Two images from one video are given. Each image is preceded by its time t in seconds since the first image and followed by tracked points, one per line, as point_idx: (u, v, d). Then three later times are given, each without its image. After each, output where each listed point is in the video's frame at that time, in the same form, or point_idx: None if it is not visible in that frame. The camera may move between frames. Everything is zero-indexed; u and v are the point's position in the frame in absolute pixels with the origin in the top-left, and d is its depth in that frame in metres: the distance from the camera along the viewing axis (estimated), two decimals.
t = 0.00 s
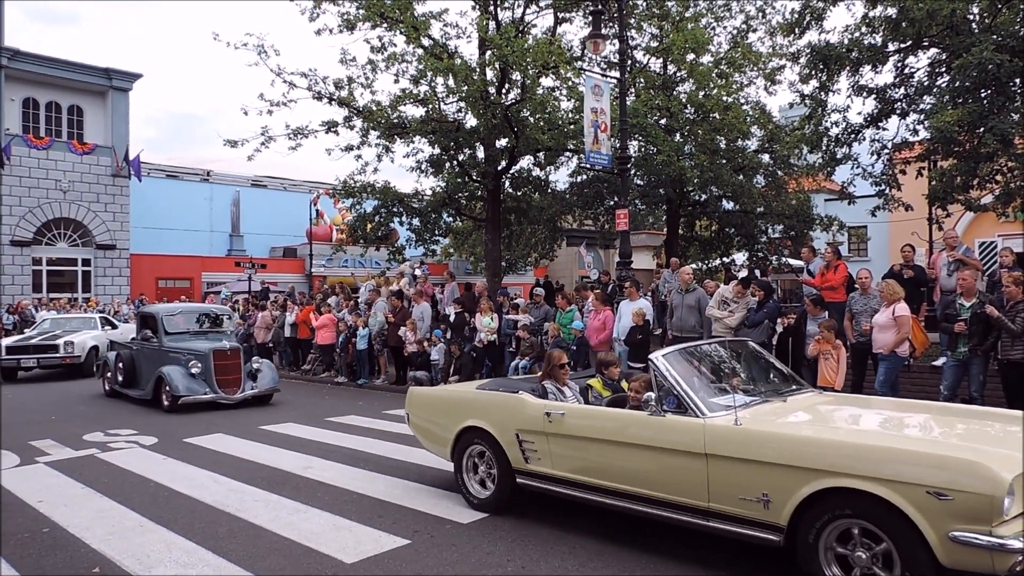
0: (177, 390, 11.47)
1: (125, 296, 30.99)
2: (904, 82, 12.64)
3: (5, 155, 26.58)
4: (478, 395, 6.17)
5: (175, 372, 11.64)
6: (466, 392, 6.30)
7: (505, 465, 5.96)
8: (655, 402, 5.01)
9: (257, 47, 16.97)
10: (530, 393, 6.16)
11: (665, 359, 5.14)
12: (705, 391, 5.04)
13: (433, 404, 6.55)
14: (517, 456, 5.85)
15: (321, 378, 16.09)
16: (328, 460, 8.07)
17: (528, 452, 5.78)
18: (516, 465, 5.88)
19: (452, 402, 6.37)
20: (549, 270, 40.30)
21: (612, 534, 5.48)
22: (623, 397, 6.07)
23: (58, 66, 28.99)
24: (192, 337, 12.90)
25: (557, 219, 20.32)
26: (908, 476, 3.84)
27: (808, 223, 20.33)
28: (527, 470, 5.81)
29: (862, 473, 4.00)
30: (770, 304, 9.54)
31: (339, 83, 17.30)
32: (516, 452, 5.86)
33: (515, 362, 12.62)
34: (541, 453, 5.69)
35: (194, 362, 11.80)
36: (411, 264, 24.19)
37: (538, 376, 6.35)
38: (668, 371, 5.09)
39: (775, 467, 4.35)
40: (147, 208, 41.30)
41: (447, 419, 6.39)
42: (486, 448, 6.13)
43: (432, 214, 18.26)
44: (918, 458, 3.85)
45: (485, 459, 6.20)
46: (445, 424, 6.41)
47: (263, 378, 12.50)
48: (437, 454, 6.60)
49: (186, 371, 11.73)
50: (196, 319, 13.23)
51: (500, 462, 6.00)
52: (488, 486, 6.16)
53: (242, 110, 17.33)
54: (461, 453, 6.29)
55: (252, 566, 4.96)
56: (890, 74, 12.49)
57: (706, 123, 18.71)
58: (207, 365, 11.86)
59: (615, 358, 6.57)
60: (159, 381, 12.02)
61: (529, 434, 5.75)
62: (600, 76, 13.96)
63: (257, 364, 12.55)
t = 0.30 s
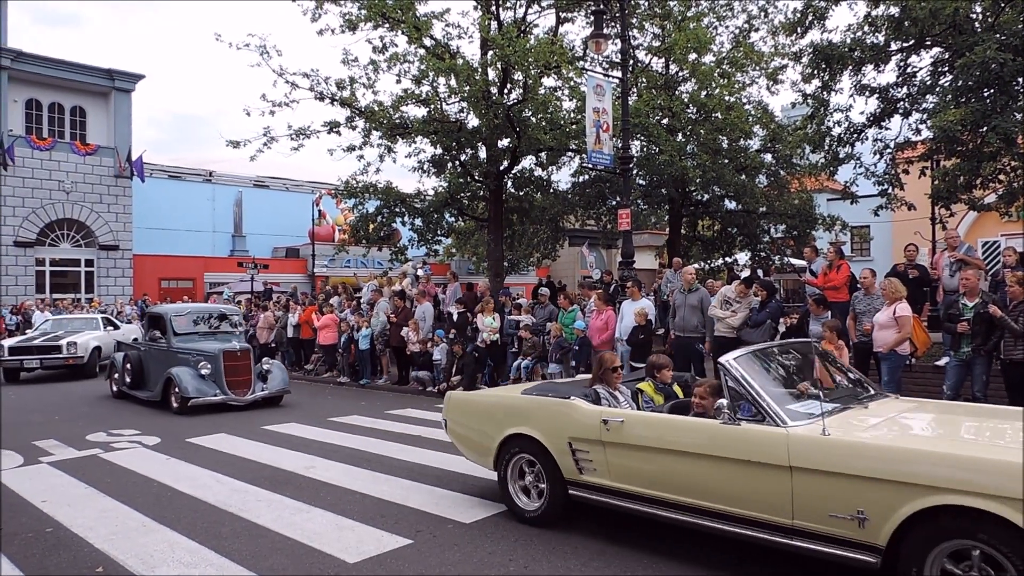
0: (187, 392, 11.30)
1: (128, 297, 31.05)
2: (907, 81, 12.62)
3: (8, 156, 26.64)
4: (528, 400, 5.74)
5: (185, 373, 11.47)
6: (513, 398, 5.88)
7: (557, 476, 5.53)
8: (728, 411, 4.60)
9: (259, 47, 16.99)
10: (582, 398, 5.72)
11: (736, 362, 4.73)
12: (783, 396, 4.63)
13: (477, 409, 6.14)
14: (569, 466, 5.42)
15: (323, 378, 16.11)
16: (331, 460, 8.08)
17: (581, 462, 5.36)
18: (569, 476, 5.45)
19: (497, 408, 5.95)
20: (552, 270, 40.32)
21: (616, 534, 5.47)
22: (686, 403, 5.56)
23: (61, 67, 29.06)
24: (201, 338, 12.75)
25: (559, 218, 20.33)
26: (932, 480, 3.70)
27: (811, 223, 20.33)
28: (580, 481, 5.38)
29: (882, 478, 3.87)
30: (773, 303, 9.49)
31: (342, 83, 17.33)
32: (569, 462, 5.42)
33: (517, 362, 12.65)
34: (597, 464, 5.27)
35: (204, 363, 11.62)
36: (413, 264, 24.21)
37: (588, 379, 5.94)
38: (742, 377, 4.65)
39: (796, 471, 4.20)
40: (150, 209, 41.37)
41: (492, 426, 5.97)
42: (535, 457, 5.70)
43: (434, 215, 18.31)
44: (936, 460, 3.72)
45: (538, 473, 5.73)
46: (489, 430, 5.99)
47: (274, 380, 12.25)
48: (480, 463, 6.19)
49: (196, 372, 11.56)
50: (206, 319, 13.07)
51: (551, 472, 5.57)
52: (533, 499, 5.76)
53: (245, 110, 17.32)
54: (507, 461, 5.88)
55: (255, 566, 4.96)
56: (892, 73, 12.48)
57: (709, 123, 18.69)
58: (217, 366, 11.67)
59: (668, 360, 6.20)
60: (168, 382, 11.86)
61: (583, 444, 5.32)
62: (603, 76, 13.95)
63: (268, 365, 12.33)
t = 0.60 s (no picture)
0: (196, 393, 11.10)
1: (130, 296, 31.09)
2: (910, 80, 12.60)
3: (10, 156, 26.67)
4: (575, 404, 5.43)
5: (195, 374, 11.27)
6: (558, 401, 5.57)
7: (605, 485, 5.21)
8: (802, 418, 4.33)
9: (261, 47, 16.99)
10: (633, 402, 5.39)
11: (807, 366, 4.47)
12: (860, 402, 4.35)
13: (518, 414, 5.81)
14: (619, 476, 5.12)
15: (325, 377, 16.13)
16: (334, 459, 8.09)
17: (632, 471, 5.06)
18: (619, 486, 5.15)
19: (541, 412, 5.63)
20: (554, 270, 40.32)
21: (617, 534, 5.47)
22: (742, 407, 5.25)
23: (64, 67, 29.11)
24: (209, 338, 12.53)
25: (561, 218, 20.33)
26: (929, 481, 3.75)
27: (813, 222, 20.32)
28: (632, 492, 5.08)
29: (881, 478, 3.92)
30: (774, 302, 9.42)
31: (343, 83, 17.33)
32: (620, 471, 5.11)
33: (519, 362, 12.71)
34: (650, 473, 4.97)
35: (213, 363, 11.38)
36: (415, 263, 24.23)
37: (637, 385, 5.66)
38: (819, 384, 4.39)
39: (797, 472, 4.24)
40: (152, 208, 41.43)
41: (534, 431, 5.65)
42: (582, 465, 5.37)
43: (436, 214, 18.34)
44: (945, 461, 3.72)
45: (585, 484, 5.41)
46: (530, 437, 5.68)
47: (283, 380, 12.08)
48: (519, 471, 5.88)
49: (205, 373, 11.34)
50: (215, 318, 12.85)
51: (598, 481, 5.25)
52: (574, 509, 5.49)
53: (247, 109, 17.30)
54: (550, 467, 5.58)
55: (257, 565, 4.97)
56: (895, 73, 12.46)
57: (711, 122, 18.65)
58: (226, 367, 11.43)
59: (717, 363, 5.86)
60: (177, 382, 11.67)
61: (636, 452, 5.03)
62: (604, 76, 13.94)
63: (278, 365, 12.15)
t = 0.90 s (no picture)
0: (207, 395, 10.94)
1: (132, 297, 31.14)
2: (912, 78, 12.57)
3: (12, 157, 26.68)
4: (633, 410, 5.02)
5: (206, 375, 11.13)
6: (610, 407, 5.17)
7: (667, 497, 4.81)
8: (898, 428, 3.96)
9: (262, 47, 16.98)
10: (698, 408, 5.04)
11: (898, 369, 4.14)
12: (961, 410, 3.99)
13: (567, 421, 5.41)
14: (684, 488, 4.71)
15: (327, 377, 16.15)
16: (337, 459, 8.09)
17: (697, 483, 4.66)
18: (684, 499, 4.73)
19: (593, 419, 5.23)
20: (556, 269, 40.34)
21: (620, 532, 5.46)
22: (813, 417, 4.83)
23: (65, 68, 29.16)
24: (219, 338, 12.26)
25: (563, 217, 20.33)
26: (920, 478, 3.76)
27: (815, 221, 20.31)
28: (698, 505, 4.67)
29: (884, 480, 3.89)
30: (777, 302, 9.59)
31: (344, 83, 17.33)
32: (686, 483, 4.70)
33: (522, 361, 12.73)
34: (719, 485, 4.57)
35: (225, 364, 11.24)
36: (417, 263, 24.26)
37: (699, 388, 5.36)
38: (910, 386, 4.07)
39: (825, 476, 4.11)
40: (154, 208, 41.49)
41: (586, 440, 5.24)
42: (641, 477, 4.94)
43: (438, 213, 18.40)
44: (957, 460, 3.67)
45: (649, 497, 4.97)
46: (581, 446, 5.27)
47: (295, 381, 11.94)
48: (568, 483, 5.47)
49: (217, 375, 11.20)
50: (226, 318, 12.63)
51: (661, 494, 4.83)
52: (622, 517, 5.11)
53: (249, 109, 17.29)
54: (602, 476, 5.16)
55: (260, 565, 4.97)
56: (897, 70, 12.43)
57: (712, 121, 18.63)
58: (238, 368, 11.29)
59: (779, 365, 5.39)
60: (188, 383, 11.53)
61: (702, 462, 4.62)
62: (605, 75, 13.93)
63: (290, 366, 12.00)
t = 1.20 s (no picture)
0: (218, 396, 10.73)
1: (134, 295, 31.18)
2: (914, 78, 12.56)
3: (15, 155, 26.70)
4: (692, 416, 4.71)
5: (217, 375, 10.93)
6: (668, 415, 4.85)
7: (728, 511, 4.51)
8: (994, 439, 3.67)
9: (265, 46, 16.96)
10: (761, 414, 4.68)
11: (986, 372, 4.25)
12: None
13: (618, 428, 5.10)
14: (746, 500, 4.41)
15: (329, 376, 16.16)
16: (338, 458, 8.11)
17: (761, 495, 4.36)
18: (747, 512, 4.43)
19: (647, 426, 4.92)
20: (557, 268, 40.35)
21: (620, 531, 5.47)
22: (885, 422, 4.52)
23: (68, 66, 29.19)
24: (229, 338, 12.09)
25: (565, 217, 20.32)
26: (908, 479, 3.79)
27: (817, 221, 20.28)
28: (763, 518, 4.37)
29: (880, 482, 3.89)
30: (778, 302, 9.57)
31: (346, 81, 17.32)
32: (748, 495, 4.40)
33: (523, 360, 12.75)
34: (785, 498, 4.27)
35: (236, 364, 11.05)
36: (419, 263, 24.27)
37: (757, 393, 4.99)
38: (1004, 392, 4.14)
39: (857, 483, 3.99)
40: (156, 207, 41.53)
41: (639, 449, 4.94)
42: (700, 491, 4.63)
43: (439, 212, 18.42)
44: (964, 460, 3.63)
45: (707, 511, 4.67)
46: (633, 455, 4.97)
47: (307, 381, 11.73)
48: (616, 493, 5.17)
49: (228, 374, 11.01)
50: (236, 318, 12.46)
51: (721, 507, 4.52)
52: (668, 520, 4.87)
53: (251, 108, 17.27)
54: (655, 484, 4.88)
55: (261, 563, 4.98)
56: (900, 70, 12.42)
57: (714, 121, 18.60)
58: (249, 368, 11.09)
59: (835, 368, 5.26)
60: (198, 383, 11.33)
61: (766, 473, 4.33)
62: (608, 73, 13.90)
63: (301, 366, 11.80)
